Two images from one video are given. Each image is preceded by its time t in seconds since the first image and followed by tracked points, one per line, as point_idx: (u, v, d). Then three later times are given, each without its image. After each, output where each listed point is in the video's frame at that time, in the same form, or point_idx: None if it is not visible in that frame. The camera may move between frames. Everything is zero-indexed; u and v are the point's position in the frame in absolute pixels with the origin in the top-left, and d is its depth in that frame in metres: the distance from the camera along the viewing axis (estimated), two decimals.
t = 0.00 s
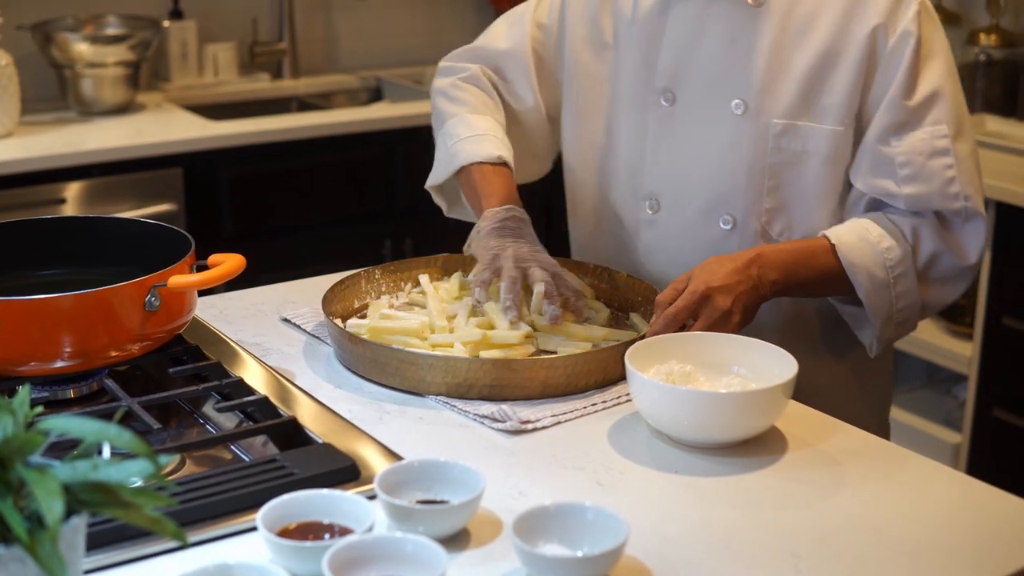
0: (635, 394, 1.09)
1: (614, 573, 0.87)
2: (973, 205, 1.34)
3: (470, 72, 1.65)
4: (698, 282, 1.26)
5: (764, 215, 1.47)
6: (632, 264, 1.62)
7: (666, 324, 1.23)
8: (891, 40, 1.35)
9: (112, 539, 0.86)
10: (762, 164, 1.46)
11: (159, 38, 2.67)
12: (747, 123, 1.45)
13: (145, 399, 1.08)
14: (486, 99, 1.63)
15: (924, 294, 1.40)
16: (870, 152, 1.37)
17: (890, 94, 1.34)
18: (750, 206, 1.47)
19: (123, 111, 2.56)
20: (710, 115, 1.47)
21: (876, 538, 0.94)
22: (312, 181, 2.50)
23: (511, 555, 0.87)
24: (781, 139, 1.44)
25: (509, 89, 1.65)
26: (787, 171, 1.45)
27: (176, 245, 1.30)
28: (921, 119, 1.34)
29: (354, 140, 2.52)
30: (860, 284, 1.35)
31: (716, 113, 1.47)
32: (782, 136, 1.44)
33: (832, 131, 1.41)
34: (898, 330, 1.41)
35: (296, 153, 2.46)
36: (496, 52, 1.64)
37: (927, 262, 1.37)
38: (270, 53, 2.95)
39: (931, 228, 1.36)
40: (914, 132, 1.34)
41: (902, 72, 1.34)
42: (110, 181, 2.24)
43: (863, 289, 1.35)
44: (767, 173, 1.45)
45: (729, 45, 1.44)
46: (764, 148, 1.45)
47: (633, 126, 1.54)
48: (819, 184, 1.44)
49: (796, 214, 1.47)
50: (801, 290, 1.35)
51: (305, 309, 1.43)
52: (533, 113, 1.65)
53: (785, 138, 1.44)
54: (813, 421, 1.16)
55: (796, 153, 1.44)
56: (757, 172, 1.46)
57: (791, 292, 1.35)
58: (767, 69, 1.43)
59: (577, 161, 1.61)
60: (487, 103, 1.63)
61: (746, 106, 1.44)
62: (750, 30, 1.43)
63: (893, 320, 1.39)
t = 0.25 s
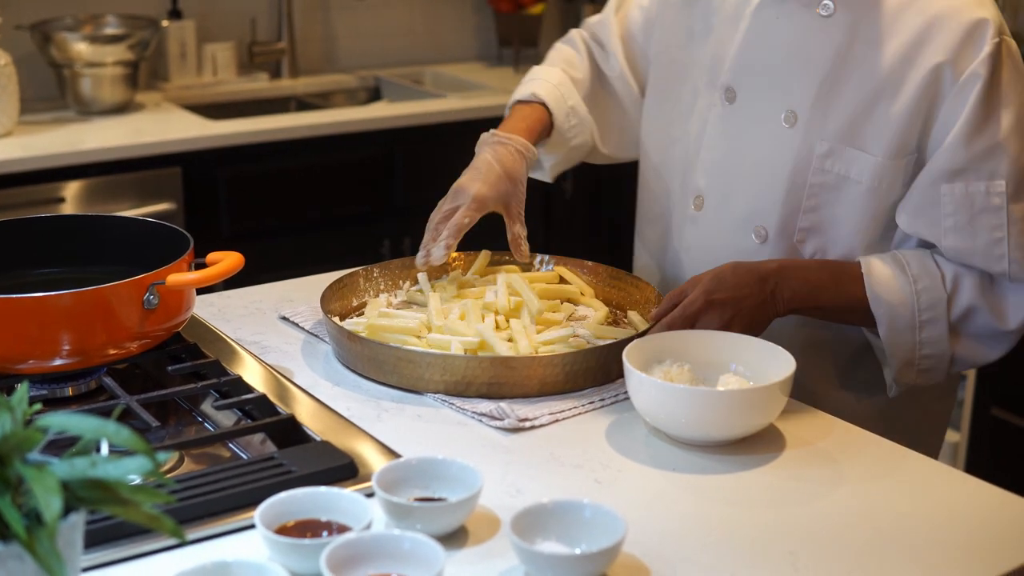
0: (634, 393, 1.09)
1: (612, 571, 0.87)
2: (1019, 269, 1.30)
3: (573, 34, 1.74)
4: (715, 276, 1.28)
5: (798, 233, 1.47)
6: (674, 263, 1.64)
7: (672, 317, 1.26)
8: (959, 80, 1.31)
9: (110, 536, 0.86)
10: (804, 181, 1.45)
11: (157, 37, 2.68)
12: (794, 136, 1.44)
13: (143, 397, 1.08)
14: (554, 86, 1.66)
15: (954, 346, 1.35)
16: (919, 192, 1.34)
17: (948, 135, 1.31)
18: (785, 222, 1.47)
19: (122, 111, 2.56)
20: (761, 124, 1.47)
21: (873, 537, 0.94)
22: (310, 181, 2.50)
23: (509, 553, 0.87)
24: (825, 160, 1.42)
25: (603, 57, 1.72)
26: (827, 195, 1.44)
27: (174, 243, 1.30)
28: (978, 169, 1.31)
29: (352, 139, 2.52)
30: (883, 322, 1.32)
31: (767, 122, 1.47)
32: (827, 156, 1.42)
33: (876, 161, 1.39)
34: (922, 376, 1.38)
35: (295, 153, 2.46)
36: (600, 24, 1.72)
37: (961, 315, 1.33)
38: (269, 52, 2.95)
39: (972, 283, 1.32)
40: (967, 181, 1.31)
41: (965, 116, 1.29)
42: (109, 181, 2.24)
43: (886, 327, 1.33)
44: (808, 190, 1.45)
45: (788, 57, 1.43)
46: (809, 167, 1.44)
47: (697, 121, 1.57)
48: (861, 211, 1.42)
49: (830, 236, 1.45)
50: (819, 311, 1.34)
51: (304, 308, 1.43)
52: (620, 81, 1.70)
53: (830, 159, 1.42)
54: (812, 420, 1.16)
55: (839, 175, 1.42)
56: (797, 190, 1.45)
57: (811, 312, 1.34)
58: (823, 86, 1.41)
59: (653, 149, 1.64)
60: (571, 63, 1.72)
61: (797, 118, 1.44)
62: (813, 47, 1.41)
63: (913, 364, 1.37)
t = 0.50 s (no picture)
0: (636, 393, 1.09)
1: (614, 571, 0.87)
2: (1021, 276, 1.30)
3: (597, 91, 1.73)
4: (715, 277, 1.29)
5: (804, 244, 1.46)
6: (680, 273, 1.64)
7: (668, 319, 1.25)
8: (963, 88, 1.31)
9: (111, 535, 0.86)
10: (810, 192, 1.44)
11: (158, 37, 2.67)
12: (800, 149, 1.43)
13: (144, 397, 1.08)
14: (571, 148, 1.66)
15: (955, 351, 1.35)
16: (922, 198, 1.33)
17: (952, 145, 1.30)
18: (791, 234, 1.46)
19: (123, 110, 2.56)
20: (768, 137, 1.46)
21: (876, 537, 0.94)
22: (311, 180, 2.50)
23: (511, 553, 0.87)
24: (831, 172, 1.41)
25: (622, 102, 1.70)
26: (833, 206, 1.43)
27: (175, 243, 1.30)
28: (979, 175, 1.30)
29: (353, 139, 2.52)
30: (883, 327, 1.33)
31: (773, 135, 1.46)
32: (833, 169, 1.41)
33: (883, 171, 1.39)
34: (923, 379, 1.39)
35: (295, 152, 2.46)
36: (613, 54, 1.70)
37: (963, 321, 1.33)
38: (270, 51, 2.95)
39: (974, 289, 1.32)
40: (969, 188, 1.30)
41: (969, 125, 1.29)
42: (110, 180, 2.24)
43: (886, 331, 1.34)
44: (813, 202, 1.44)
45: (795, 68, 1.42)
46: (815, 179, 1.43)
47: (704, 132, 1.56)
48: (867, 221, 1.42)
49: (837, 247, 1.45)
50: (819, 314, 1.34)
51: (304, 308, 1.43)
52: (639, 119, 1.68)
53: (836, 171, 1.41)
54: (814, 420, 1.16)
55: (846, 186, 1.42)
56: (803, 203, 1.44)
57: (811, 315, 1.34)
58: (828, 98, 1.40)
59: (659, 163, 1.64)
60: (587, 120, 1.70)
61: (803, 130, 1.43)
62: (817, 58, 1.40)
63: (914, 369, 1.37)
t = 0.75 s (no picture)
0: (641, 391, 1.09)
1: (622, 571, 0.86)
2: (1009, 240, 1.32)
3: (550, 70, 1.70)
4: (718, 270, 1.29)
5: (792, 225, 1.46)
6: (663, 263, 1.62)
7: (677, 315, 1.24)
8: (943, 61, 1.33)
9: (119, 534, 0.86)
10: (795, 172, 1.44)
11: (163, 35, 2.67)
12: (784, 130, 1.43)
13: (151, 396, 1.08)
14: (579, 135, 1.59)
15: (950, 322, 1.37)
16: (908, 172, 1.34)
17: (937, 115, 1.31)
18: (779, 214, 1.46)
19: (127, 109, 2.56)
20: (749, 120, 1.46)
21: (884, 536, 0.94)
22: (315, 179, 2.49)
23: (518, 552, 0.87)
24: (816, 151, 1.42)
25: (587, 84, 1.68)
26: (819, 184, 1.43)
27: (180, 242, 1.29)
28: (963, 144, 1.32)
29: (357, 137, 2.52)
30: (882, 305, 1.33)
31: (755, 117, 1.45)
32: (817, 148, 1.42)
33: (868, 147, 1.39)
34: (920, 353, 1.40)
35: (299, 151, 2.46)
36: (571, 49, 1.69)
37: (956, 291, 1.34)
38: (274, 50, 2.94)
39: (964, 258, 1.34)
40: (954, 158, 1.32)
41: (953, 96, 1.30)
42: (114, 178, 2.24)
43: (885, 308, 1.34)
44: (799, 183, 1.44)
45: (772, 51, 1.42)
46: (799, 158, 1.43)
47: (678, 122, 1.55)
48: (852, 199, 1.42)
49: (824, 226, 1.45)
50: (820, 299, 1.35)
51: (310, 307, 1.43)
52: (611, 105, 1.67)
53: (820, 149, 1.42)
54: (820, 419, 1.16)
55: (830, 165, 1.42)
56: (789, 181, 1.44)
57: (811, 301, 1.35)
58: (810, 78, 1.41)
59: (634, 158, 1.63)
60: (567, 102, 1.65)
61: (786, 112, 1.43)
62: (796, 39, 1.41)
63: (912, 344, 1.38)
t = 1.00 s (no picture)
0: (647, 392, 1.09)
1: (629, 571, 0.87)
2: (992, 203, 1.33)
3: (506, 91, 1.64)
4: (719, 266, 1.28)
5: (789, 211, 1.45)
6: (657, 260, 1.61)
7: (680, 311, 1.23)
8: (920, 37, 1.34)
9: (128, 535, 0.86)
10: (787, 159, 1.44)
11: (167, 36, 2.68)
12: (773, 119, 1.44)
13: (159, 396, 1.08)
14: (481, 169, 1.55)
15: (941, 293, 1.39)
16: (893, 147, 1.35)
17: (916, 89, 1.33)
18: (775, 201, 1.46)
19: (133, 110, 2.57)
20: (736, 112, 1.46)
21: (889, 537, 0.94)
22: (320, 180, 2.50)
23: (525, 552, 0.87)
24: (807, 135, 1.42)
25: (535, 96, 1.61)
26: (811, 168, 1.44)
27: (187, 243, 1.30)
28: (941, 115, 1.33)
29: (362, 138, 2.53)
30: (877, 283, 1.34)
31: (742, 108, 1.46)
32: (807, 133, 1.42)
33: (858, 126, 1.39)
34: (913, 326, 1.40)
35: (304, 152, 2.46)
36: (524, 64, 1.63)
37: (944, 262, 1.36)
38: (279, 51, 2.95)
39: (949, 229, 1.34)
40: (933, 129, 1.33)
41: (930, 69, 1.33)
42: (120, 179, 2.25)
43: (880, 286, 1.35)
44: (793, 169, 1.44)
45: (754, 41, 1.43)
46: (790, 144, 1.44)
47: (661, 119, 1.54)
48: (844, 181, 1.43)
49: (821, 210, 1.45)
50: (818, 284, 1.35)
51: (315, 308, 1.43)
52: (562, 117, 1.60)
53: (811, 134, 1.42)
54: (825, 420, 1.16)
55: (823, 147, 1.42)
56: (782, 167, 1.45)
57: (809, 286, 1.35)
58: (795, 64, 1.42)
59: (613, 159, 1.61)
60: (492, 137, 1.60)
61: (773, 100, 1.43)
62: (777, 26, 1.42)
63: (907, 318, 1.39)
